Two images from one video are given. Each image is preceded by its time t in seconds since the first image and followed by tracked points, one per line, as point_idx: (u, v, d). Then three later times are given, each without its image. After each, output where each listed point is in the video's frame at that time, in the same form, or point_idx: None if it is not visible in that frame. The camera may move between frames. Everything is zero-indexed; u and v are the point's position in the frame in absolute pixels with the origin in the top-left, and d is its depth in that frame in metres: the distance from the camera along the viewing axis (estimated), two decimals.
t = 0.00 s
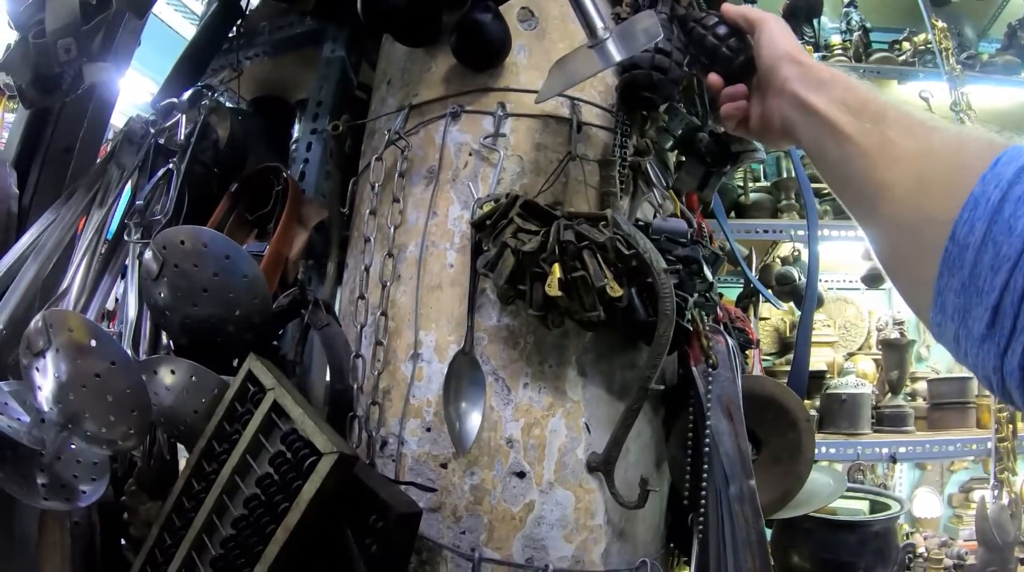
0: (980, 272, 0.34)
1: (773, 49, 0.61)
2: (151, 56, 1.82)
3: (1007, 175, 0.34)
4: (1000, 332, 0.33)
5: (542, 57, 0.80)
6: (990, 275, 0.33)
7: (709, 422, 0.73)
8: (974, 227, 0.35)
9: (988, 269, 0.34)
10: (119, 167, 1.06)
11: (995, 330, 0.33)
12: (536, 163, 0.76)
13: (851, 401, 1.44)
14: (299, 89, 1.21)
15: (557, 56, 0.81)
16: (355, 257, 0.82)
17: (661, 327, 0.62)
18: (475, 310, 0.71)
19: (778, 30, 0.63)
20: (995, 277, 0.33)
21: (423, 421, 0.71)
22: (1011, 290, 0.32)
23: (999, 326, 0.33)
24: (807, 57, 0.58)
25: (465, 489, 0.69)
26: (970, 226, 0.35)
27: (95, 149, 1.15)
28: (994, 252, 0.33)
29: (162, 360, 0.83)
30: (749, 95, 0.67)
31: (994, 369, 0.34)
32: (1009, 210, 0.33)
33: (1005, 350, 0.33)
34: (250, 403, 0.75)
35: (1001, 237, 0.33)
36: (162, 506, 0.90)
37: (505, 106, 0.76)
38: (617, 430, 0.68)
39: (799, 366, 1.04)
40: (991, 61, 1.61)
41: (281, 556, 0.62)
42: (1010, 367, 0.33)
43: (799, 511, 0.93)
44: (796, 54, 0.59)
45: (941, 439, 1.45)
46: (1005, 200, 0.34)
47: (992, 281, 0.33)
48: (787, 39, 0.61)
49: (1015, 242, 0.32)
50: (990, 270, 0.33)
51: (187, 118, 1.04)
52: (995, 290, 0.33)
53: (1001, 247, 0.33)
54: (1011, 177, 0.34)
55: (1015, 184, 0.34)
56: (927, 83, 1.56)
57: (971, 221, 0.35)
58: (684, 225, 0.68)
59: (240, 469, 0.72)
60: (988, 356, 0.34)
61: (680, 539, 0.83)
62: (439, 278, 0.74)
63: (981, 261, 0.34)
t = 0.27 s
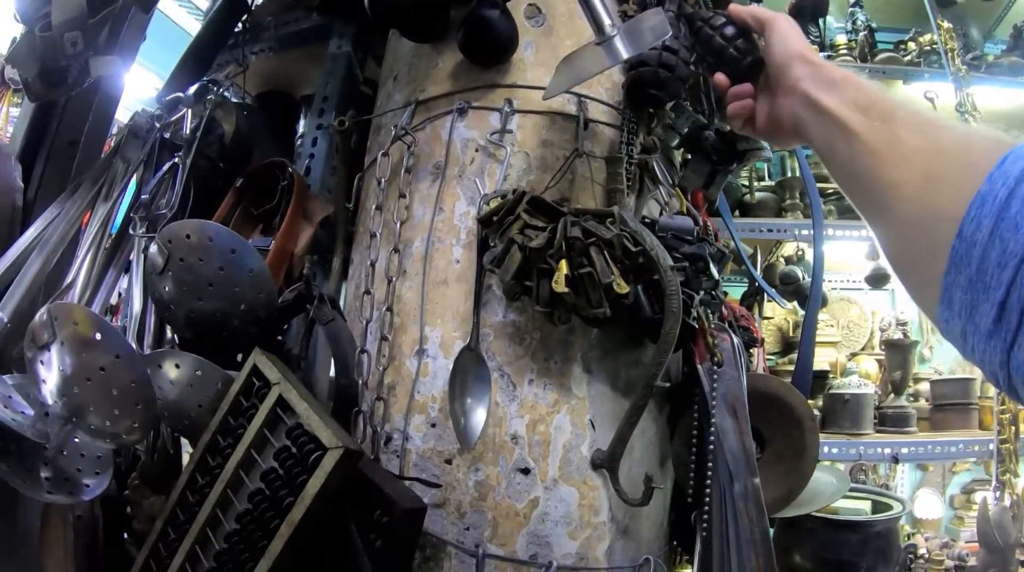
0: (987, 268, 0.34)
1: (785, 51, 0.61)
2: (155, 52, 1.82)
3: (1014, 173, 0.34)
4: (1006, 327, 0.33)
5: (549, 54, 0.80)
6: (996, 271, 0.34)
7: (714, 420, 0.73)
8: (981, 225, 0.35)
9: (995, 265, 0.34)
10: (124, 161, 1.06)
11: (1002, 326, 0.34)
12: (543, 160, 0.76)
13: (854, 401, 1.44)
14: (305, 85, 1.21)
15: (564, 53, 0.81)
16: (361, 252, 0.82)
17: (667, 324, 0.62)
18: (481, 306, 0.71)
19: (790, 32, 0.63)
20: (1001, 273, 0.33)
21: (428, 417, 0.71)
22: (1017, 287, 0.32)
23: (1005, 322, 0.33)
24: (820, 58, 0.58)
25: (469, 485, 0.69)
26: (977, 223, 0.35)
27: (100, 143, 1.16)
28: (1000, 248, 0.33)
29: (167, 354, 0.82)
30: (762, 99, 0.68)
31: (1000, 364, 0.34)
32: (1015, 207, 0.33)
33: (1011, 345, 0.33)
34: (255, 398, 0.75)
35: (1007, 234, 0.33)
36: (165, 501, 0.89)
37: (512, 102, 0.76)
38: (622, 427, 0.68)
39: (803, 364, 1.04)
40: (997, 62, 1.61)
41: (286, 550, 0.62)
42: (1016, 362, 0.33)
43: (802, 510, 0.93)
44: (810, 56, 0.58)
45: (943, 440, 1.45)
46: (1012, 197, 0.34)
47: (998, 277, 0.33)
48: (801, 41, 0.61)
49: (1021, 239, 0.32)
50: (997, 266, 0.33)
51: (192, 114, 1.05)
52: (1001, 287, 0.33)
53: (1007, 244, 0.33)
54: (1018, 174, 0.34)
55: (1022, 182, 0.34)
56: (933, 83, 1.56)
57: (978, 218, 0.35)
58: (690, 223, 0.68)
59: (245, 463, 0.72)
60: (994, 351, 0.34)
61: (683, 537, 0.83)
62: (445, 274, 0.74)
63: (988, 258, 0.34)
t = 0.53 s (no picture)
0: (996, 271, 0.34)
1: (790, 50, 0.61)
2: (155, 48, 1.82)
3: None
4: (1015, 331, 0.33)
5: (549, 51, 0.79)
6: (1005, 274, 0.33)
7: (713, 418, 0.73)
8: (991, 226, 0.35)
9: (1004, 268, 0.33)
10: (124, 157, 1.06)
11: (1010, 330, 0.33)
12: (543, 157, 0.75)
13: (854, 399, 1.44)
14: (306, 83, 1.21)
15: (564, 50, 0.81)
16: (360, 249, 0.82)
17: (667, 321, 0.62)
18: (481, 303, 0.71)
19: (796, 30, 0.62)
20: (1010, 277, 0.33)
21: (428, 413, 0.71)
22: None
23: (1013, 326, 0.33)
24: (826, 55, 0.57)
25: (469, 481, 0.69)
26: (986, 225, 0.35)
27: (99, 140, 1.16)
28: (1010, 251, 0.33)
29: (166, 350, 0.83)
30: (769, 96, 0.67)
31: (1009, 368, 0.34)
32: None
33: (1019, 350, 0.33)
34: (255, 394, 0.75)
35: (1016, 236, 0.33)
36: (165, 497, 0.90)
37: (512, 99, 0.76)
38: (621, 424, 0.68)
39: (803, 362, 1.04)
40: (998, 61, 1.60)
41: (285, 548, 0.62)
42: None
43: (802, 509, 0.93)
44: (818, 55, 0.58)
45: (943, 439, 1.45)
46: (1021, 198, 0.34)
47: (1007, 280, 0.33)
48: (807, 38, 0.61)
49: None
50: (1006, 269, 0.33)
51: (192, 110, 1.06)
52: (1010, 290, 0.33)
53: (1017, 246, 0.33)
54: None
55: None
56: (934, 82, 1.55)
57: (988, 219, 0.35)
58: (691, 220, 0.68)
59: (245, 460, 0.72)
60: (1002, 354, 0.34)
61: (682, 534, 0.84)
62: (444, 271, 0.74)
63: (997, 261, 0.34)
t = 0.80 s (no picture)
0: (1002, 286, 0.32)
1: (776, 45, 0.59)
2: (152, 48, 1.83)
3: None
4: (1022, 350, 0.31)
5: (542, 47, 0.79)
6: (1013, 290, 0.31)
7: (708, 414, 0.73)
8: (996, 237, 0.33)
9: (1010, 283, 0.32)
10: (118, 158, 1.06)
11: (1017, 349, 0.32)
12: (536, 153, 0.75)
13: (851, 395, 1.44)
14: (301, 81, 1.21)
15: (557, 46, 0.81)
16: (354, 247, 0.82)
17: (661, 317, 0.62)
18: (474, 300, 0.71)
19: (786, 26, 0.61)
20: (1017, 293, 0.31)
21: (422, 411, 0.71)
22: None
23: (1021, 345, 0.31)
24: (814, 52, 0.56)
25: (463, 479, 0.69)
26: (991, 235, 0.33)
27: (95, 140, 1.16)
28: (1016, 264, 0.31)
29: (161, 350, 0.83)
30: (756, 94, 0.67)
31: (1018, 386, 0.33)
32: None
33: None
34: (248, 392, 0.75)
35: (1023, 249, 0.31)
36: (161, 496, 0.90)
37: (505, 96, 0.76)
38: (615, 420, 0.68)
39: (799, 358, 1.04)
40: (994, 56, 1.60)
41: (278, 545, 0.62)
42: None
43: (799, 505, 0.92)
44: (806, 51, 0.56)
45: (941, 434, 1.45)
46: None
47: (1014, 297, 0.31)
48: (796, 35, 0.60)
49: None
50: (1013, 284, 0.31)
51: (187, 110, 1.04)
52: (1016, 306, 0.31)
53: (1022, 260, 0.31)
54: None
55: None
56: (931, 77, 1.55)
57: (992, 229, 0.33)
58: (684, 216, 0.68)
59: (239, 458, 0.72)
60: (1009, 372, 0.33)
61: (678, 531, 0.83)
62: (438, 268, 0.74)
63: (1002, 274, 0.32)
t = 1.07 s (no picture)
0: (993, 295, 0.33)
1: (745, 36, 0.57)
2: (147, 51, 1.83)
3: (1018, 184, 0.33)
4: (1016, 361, 0.32)
5: (533, 45, 0.79)
6: (1004, 299, 0.32)
7: (703, 410, 0.72)
8: (985, 245, 0.33)
9: (1002, 292, 0.32)
10: (112, 161, 1.06)
11: (1011, 360, 0.32)
12: (527, 151, 0.75)
13: (849, 390, 1.44)
14: (293, 82, 1.21)
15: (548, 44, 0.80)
16: (347, 247, 0.82)
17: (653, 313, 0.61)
18: (466, 298, 0.71)
19: (762, 14, 0.59)
20: (1009, 302, 0.32)
21: (416, 410, 0.71)
22: None
23: (1015, 355, 0.32)
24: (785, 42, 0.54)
25: (457, 478, 0.69)
26: (981, 243, 0.34)
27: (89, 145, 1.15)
28: (1008, 273, 0.32)
29: (155, 352, 0.83)
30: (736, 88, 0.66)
31: (1010, 397, 0.33)
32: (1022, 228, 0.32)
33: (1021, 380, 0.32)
34: (242, 393, 0.75)
35: (1015, 258, 0.32)
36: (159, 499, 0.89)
37: (496, 94, 0.76)
38: (609, 418, 0.67)
39: (795, 353, 1.04)
40: (990, 49, 1.60)
41: (272, 546, 0.62)
42: None
43: (796, 501, 0.92)
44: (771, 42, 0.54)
45: (940, 428, 1.45)
46: (1017, 214, 0.32)
47: (1006, 306, 0.32)
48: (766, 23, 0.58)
49: None
50: (1005, 293, 0.32)
51: (178, 112, 1.09)
52: (1011, 316, 0.32)
53: (1015, 269, 0.31)
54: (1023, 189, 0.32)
55: None
56: (926, 71, 1.55)
57: (982, 237, 0.34)
58: (677, 211, 0.68)
59: (233, 459, 0.71)
60: (1002, 384, 0.33)
61: (676, 528, 0.83)
62: (430, 267, 0.73)
63: (994, 283, 0.33)
